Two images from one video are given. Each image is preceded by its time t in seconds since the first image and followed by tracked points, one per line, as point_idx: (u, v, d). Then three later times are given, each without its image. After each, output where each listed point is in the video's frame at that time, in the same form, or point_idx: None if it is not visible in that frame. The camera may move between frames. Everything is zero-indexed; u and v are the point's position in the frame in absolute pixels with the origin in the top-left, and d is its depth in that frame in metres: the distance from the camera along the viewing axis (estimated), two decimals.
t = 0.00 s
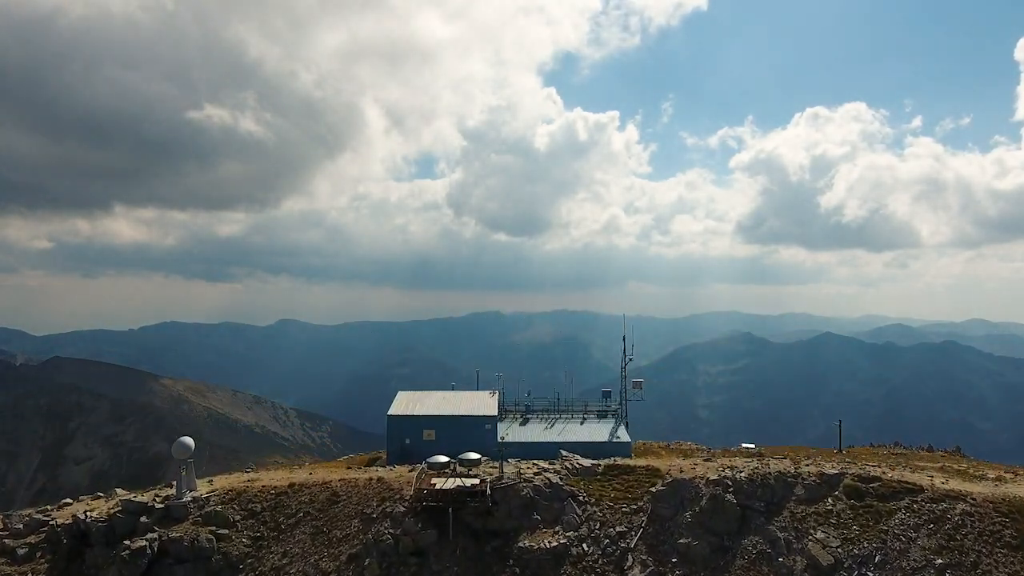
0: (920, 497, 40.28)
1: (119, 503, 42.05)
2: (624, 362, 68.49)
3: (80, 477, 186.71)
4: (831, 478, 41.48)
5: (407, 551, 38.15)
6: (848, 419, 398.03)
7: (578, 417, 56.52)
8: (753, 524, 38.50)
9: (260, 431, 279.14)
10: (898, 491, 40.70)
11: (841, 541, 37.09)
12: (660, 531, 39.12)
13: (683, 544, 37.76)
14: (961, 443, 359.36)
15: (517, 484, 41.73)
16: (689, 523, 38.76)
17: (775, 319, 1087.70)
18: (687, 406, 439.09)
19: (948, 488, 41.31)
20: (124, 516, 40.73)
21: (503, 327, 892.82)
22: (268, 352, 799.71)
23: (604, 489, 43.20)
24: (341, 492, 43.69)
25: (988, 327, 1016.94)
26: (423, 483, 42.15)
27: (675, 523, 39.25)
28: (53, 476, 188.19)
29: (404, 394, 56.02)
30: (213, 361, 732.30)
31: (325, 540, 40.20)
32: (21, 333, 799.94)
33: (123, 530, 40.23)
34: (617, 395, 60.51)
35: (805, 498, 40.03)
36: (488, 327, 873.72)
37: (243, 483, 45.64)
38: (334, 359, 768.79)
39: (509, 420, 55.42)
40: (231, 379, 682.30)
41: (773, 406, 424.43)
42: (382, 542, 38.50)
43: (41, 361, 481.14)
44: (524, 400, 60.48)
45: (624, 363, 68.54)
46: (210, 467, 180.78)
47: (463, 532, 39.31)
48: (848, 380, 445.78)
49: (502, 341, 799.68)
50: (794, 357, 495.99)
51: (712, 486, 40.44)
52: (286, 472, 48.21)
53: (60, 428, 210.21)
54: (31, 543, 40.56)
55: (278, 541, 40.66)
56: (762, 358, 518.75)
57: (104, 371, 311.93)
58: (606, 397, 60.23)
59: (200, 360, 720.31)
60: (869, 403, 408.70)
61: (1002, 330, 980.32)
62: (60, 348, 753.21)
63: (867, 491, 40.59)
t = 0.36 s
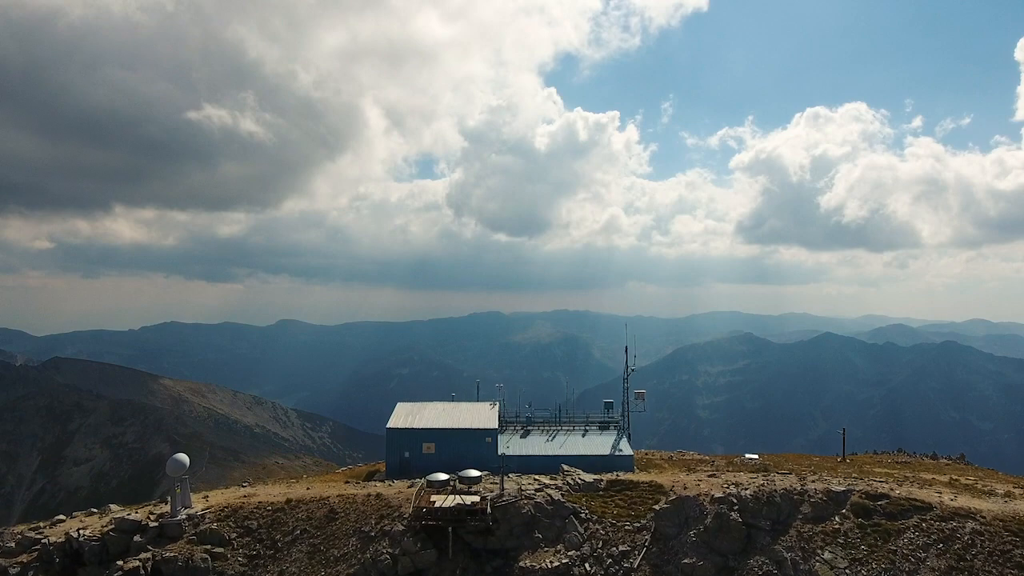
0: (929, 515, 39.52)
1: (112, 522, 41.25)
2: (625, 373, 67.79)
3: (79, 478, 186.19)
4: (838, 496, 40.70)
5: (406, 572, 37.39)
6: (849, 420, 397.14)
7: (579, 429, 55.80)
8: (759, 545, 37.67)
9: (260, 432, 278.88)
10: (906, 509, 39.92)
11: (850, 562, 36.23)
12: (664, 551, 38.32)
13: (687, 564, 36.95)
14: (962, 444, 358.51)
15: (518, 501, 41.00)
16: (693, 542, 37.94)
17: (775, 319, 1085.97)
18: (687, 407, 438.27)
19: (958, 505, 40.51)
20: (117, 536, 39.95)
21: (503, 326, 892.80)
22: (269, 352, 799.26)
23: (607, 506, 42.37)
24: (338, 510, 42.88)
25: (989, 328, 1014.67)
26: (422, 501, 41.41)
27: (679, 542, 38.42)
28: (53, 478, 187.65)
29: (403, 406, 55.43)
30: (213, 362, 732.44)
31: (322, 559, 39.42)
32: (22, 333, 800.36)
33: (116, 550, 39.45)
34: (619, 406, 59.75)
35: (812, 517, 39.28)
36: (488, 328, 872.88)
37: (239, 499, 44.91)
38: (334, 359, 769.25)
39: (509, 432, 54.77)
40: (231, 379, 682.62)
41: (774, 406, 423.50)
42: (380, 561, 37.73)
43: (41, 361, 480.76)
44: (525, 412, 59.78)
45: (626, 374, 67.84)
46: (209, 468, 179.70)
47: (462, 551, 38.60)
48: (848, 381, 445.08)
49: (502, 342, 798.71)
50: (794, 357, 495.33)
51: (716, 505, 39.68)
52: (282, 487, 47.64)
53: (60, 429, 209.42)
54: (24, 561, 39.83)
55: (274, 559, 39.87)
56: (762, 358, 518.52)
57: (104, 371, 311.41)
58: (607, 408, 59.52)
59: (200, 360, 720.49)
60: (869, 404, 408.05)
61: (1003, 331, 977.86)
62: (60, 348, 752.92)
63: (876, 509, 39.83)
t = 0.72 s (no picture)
0: (938, 537, 38.67)
1: (104, 544, 40.41)
2: (628, 384, 66.90)
3: (80, 479, 185.70)
4: (846, 518, 39.86)
5: None
6: (849, 420, 396.69)
7: (581, 443, 54.97)
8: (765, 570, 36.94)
9: (260, 433, 278.41)
10: (914, 530, 39.10)
11: None
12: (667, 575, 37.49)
13: None
14: (963, 444, 357.98)
15: (519, 522, 40.18)
16: (699, 565, 37.20)
17: (775, 319, 1085.22)
18: (687, 407, 437.84)
19: (968, 527, 39.65)
20: (109, 560, 39.15)
21: (503, 326, 892.54)
22: (269, 352, 799.53)
23: (610, 527, 41.49)
24: (335, 529, 42.02)
25: (989, 327, 1014.29)
26: (421, 521, 40.57)
27: (684, 565, 37.70)
28: (54, 480, 187.22)
29: (403, 419, 54.85)
30: (213, 362, 732.28)
31: None
32: (23, 334, 800.38)
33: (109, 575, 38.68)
34: (622, 419, 58.90)
35: (820, 539, 38.53)
36: (488, 328, 872.31)
37: (235, 518, 44.14)
38: (334, 359, 769.53)
39: (510, 447, 53.93)
40: (231, 380, 682.78)
41: (774, 406, 422.97)
42: None
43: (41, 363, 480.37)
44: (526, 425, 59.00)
45: (629, 384, 66.92)
46: (208, 468, 178.71)
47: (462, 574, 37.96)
48: (848, 381, 444.26)
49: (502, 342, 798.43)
50: (795, 356, 494.38)
51: (721, 527, 38.96)
52: (279, 505, 46.84)
53: (59, 431, 208.41)
54: None
55: None
56: (763, 358, 518.07)
57: (105, 372, 310.54)
58: (610, 421, 58.60)
59: (200, 361, 720.57)
60: (869, 403, 407.44)
61: (1003, 330, 977.16)
62: (60, 348, 752.45)
63: (884, 531, 39.02)
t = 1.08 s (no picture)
0: (945, 555, 38.04)
1: (100, 562, 39.79)
2: (630, 395, 66.31)
3: (80, 480, 185.14)
4: (851, 534, 39.32)
5: None
6: (850, 420, 395.87)
7: (582, 455, 54.41)
8: None
9: (261, 433, 278.29)
10: (921, 548, 38.48)
11: None
12: None
13: None
14: (964, 444, 356.94)
15: (520, 539, 39.60)
16: None
17: (775, 319, 1083.62)
18: (687, 407, 437.36)
19: (976, 543, 38.96)
20: None
21: (504, 326, 892.41)
22: (270, 351, 800.16)
23: (612, 543, 40.90)
24: (334, 546, 41.46)
25: (990, 327, 1012.79)
26: (421, 539, 40.05)
27: None
28: (54, 481, 186.72)
29: (403, 430, 54.55)
30: (214, 362, 732.51)
31: None
32: (24, 334, 801.28)
33: None
34: (623, 430, 58.26)
35: (825, 557, 38.05)
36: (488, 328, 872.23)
37: (233, 534, 43.65)
38: (335, 359, 769.88)
39: (510, 459, 53.32)
40: (232, 380, 683.35)
41: (775, 406, 422.11)
42: None
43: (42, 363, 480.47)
44: (527, 438, 58.41)
45: (630, 395, 66.34)
46: (208, 469, 178.01)
47: None
48: (850, 381, 443.41)
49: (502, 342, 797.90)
50: (796, 356, 493.71)
51: (725, 545, 38.44)
52: (277, 520, 46.39)
53: (61, 432, 207.78)
54: None
55: None
56: (764, 358, 517.65)
57: (105, 373, 310.30)
58: (611, 433, 57.97)
59: (200, 361, 721.18)
60: (870, 404, 406.94)
61: (1005, 330, 975.12)
62: (61, 348, 752.55)
63: (889, 548, 38.47)
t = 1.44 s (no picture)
0: None
1: None
2: (632, 408, 65.92)
3: (80, 481, 184.62)
4: (858, 555, 38.83)
5: None
6: (851, 420, 395.22)
7: (584, 470, 53.92)
8: None
9: (261, 434, 278.16)
10: (928, 569, 37.90)
11: None
12: None
13: None
14: (965, 445, 355.53)
15: (522, 560, 39.12)
16: None
17: (776, 319, 1083.56)
18: (688, 407, 436.67)
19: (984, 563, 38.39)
20: None
21: (504, 326, 892.70)
22: (271, 352, 800.42)
23: (616, 564, 40.33)
24: (333, 567, 40.81)
25: (991, 327, 1011.74)
26: (421, 560, 39.45)
27: None
28: (54, 481, 185.77)
29: (403, 444, 54.13)
30: (215, 362, 732.88)
31: None
32: (25, 334, 801.16)
33: None
34: (625, 445, 57.87)
35: None
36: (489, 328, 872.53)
37: (230, 553, 43.05)
38: (336, 359, 770.06)
39: (511, 474, 52.88)
40: (233, 380, 683.57)
41: (775, 406, 421.12)
42: None
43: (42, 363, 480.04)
44: (528, 452, 58.09)
45: (632, 409, 65.89)
46: (209, 470, 177.81)
47: None
48: (851, 381, 442.74)
49: (502, 342, 797.76)
50: (797, 355, 493.17)
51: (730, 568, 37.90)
52: (274, 538, 45.78)
53: (61, 432, 206.71)
54: None
55: None
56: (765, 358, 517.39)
57: (106, 373, 309.64)
58: (613, 447, 57.57)
59: (201, 361, 721.69)
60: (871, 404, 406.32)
61: (1005, 330, 974.14)
62: (62, 348, 753.15)
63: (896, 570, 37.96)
